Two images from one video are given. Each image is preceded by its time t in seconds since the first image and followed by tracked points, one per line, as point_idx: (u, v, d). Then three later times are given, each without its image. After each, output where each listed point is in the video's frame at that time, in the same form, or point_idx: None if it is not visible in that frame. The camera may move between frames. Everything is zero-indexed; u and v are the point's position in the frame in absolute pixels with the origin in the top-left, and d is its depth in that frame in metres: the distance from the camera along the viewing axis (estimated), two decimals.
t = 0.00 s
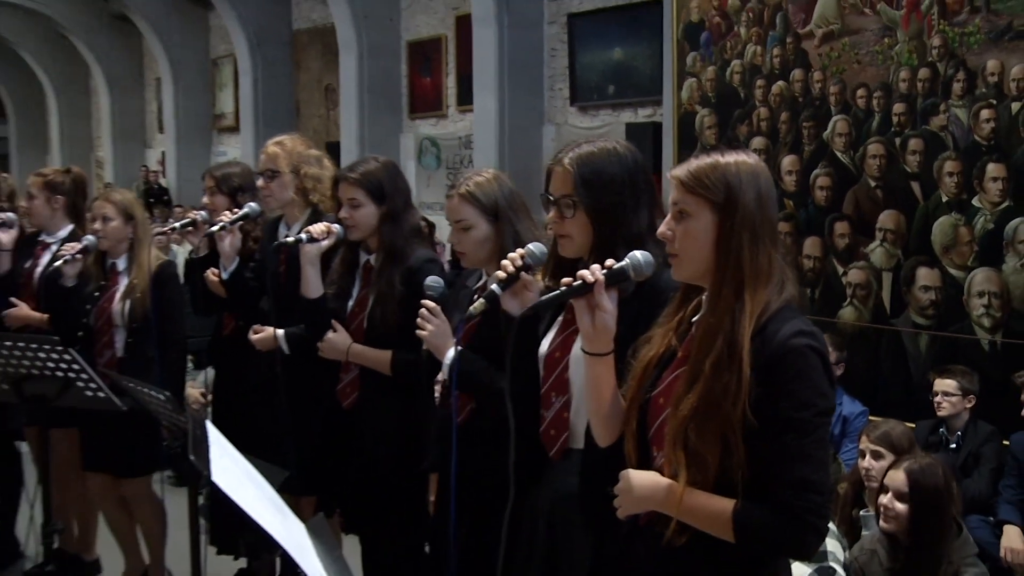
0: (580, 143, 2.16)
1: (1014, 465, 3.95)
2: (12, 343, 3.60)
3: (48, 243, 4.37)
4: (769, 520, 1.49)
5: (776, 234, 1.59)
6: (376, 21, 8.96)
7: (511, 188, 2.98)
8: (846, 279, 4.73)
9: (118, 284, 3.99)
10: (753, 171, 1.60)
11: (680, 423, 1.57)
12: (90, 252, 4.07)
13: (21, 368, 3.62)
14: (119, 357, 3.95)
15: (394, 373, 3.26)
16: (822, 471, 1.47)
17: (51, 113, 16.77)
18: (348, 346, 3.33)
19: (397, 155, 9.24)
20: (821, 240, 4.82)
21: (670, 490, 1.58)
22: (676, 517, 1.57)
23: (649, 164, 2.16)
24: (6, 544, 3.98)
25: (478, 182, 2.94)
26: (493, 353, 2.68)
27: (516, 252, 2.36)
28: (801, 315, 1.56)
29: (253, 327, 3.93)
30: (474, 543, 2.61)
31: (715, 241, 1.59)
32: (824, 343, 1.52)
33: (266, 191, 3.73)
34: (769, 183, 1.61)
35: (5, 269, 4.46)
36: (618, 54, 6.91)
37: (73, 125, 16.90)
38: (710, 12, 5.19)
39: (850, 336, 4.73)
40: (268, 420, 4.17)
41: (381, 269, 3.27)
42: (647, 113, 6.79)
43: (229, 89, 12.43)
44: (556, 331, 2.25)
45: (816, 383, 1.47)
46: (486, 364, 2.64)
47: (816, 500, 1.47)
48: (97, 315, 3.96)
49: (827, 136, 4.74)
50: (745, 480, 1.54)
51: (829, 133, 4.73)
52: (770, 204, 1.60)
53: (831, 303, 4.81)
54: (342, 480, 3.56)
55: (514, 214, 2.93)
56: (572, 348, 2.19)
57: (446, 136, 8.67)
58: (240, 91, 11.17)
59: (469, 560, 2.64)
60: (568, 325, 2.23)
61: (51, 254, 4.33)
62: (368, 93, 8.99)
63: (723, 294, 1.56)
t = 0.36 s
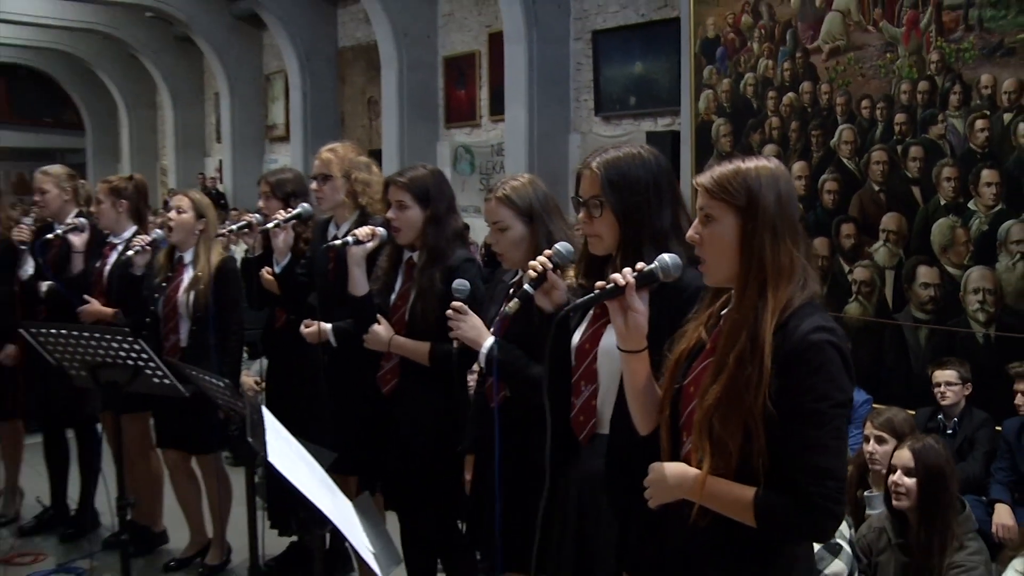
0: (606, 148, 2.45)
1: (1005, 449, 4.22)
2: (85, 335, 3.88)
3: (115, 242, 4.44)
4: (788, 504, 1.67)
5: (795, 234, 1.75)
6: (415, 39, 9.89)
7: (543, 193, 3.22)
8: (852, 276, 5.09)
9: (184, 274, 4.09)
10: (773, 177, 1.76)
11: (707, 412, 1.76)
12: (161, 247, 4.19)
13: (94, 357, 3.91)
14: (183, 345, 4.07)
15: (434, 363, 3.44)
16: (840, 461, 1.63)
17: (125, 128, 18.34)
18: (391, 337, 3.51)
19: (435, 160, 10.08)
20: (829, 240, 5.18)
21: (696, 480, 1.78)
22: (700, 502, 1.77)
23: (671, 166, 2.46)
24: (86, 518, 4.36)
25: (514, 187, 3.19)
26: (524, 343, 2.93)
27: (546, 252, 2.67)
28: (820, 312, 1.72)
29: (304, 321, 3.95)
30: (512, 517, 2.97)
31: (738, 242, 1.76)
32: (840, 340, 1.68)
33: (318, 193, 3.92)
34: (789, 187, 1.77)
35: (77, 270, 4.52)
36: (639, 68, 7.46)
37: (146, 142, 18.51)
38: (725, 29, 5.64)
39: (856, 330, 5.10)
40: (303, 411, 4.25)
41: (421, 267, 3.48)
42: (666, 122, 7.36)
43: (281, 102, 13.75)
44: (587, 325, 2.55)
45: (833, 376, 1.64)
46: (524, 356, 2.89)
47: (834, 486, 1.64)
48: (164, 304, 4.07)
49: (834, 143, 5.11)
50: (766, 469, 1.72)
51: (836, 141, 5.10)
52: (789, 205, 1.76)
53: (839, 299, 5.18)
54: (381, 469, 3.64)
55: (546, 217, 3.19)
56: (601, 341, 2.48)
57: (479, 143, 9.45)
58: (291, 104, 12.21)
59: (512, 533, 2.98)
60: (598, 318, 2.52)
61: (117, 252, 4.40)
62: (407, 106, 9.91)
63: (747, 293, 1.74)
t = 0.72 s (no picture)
0: (633, 156, 2.63)
1: (1017, 445, 4.30)
2: (135, 333, 3.94)
3: (161, 246, 4.63)
4: (803, 497, 1.80)
5: (819, 237, 1.89)
6: (447, 52, 10.18)
7: (569, 198, 3.30)
8: (868, 279, 5.27)
9: (226, 282, 4.26)
10: (799, 181, 1.90)
11: (732, 409, 1.90)
12: (204, 254, 4.38)
13: (143, 355, 3.96)
14: (230, 347, 4.24)
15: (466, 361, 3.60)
16: (852, 457, 1.76)
17: (173, 139, 19.12)
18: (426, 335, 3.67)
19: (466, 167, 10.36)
20: (847, 245, 5.38)
21: (720, 474, 1.93)
22: (722, 494, 1.92)
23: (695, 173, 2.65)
24: (138, 509, 4.61)
25: (540, 191, 3.28)
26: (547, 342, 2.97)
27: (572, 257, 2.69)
28: (841, 313, 1.85)
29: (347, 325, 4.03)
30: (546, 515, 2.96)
31: (766, 243, 1.91)
32: (858, 340, 1.80)
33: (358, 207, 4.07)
34: (815, 191, 1.91)
35: (127, 275, 4.72)
36: (662, 79, 7.67)
37: (193, 153, 19.34)
38: (745, 41, 5.88)
39: (873, 331, 5.28)
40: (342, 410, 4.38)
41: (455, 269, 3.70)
42: (688, 132, 7.56)
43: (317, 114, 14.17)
44: (617, 325, 2.68)
45: (847, 374, 1.76)
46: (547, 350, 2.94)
47: (848, 482, 1.77)
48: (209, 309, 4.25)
49: (851, 151, 5.30)
50: (784, 466, 1.85)
51: (852, 148, 5.29)
52: (816, 209, 1.89)
53: (857, 301, 5.36)
54: (416, 462, 3.81)
55: (571, 221, 3.27)
56: (625, 339, 2.61)
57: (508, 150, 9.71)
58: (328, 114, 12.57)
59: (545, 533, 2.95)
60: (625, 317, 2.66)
61: (163, 257, 4.59)
62: (439, 116, 10.20)
63: (772, 293, 1.88)
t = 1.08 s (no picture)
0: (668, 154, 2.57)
1: None
2: (168, 330, 3.95)
3: (199, 244, 4.65)
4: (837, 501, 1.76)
5: (858, 236, 1.85)
6: (477, 50, 10.19)
7: (597, 197, 3.08)
8: (903, 278, 5.22)
9: (259, 282, 4.28)
10: (838, 180, 1.86)
11: (766, 410, 1.87)
12: (236, 255, 4.39)
13: (178, 351, 3.98)
14: (262, 346, 4.26)
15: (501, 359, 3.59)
16: (887, 459, 1.73)
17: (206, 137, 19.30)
18: (462, 331, 3.65)
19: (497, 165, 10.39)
20: (882, 244, 5.33)
21: (753, 474, 1.89)
22: (755, 494, 1.89)
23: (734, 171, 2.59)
24: (171, 503, 4.65)
25: (569, 188, 3.06)
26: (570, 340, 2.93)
27: (609, 255, 2.65)
28: (880, 314, 1.81)
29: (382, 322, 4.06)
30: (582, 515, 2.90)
31: (803, 243, 1.87)
32: (896, 342, 1.76)
33: (392, 204, 4.04)
34: (855, 189, 1.86)
35: (165, 271, 4.74)
36: (694, 78, 7.64)
37: (225, 150, 19.49)
38: (779, 39, 5.85)
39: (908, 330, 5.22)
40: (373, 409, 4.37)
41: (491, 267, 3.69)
42: (720, 130, 7.52)
43: (349, 112, 14.25)
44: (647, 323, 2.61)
45: (882, 376, 1.72)
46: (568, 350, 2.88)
47: (882, 484, 1.73)
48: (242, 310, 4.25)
49: (886, 149, 5.27)
50: (818, 468, 1.81)
51: (887, 147, 5.25)
52: (855, 208, 1.85)
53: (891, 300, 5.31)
54: (453, 458, 3.82)
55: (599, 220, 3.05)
56: (654, 335, 2.48)
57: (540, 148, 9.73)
58: (360, 113, 12.63)
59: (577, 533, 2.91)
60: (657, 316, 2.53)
61: (200, 254, 4.61)
62: (471, 113, 10.19)
63: (808, 293, 1.85)
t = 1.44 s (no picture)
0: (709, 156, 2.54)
1: None
2: (211, 333, 3.97)
3: (240, 246, 4.65)
4: (877, 505, 1.72)
5: (899, 240, 1.82)
6: (512, 53, 10.20)
7: (631, 200, 3.01)
8: (941, 282, 5.14)
9: (295, 282, 4.31)
10: (879, 182, 1.83)
11: (805, 415, 1.85)
12: (273, 252, 4.42)
13: (218, 353, 4.00)
14: (298, 346, 4.31)
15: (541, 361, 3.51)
16: (926, 461, 1.68)
17: (241, 140, 19.47)
18: (500, 335, 3.60)
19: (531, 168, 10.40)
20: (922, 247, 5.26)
21: (792, 479, 1.88)
22: (794, 498, 1.88)
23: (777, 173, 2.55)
24: (209, 504, 4.68)
25: (602, 190, 2.99)
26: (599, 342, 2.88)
27: (650, 255, 2.59)
28: (920, 315, 1.77)
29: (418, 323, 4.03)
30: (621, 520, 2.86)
31: (842, 246, 1.85)
32: (935, 343, 1.72)
33: (427, 204, 4.01)
34: (897, 193, 1.84)
35: (207, 272, 4.76)
36: (729, 80, 7.61)
37: (260, 152, 19.64)
38: (816, 41, 5.81)
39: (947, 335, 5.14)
40: (407, 410, 4.32)
41: (529, 270, 3.69)
42: (755, 132, 7.48)
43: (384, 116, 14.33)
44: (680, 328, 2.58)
45: (919, 376, 1.68)
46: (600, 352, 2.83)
47: (920, 486, 1.68)
48: (279, 309, 4.31)
49: (925, 152, 5.22)
50: (858, 471, 1.78)
51: (926, 149, 5.21)
52: (895, 211, 1.83)
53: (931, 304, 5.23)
54: (492, 462, 3.81)
55: (631, 223, 2.98)
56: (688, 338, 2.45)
57: (574, 150, 9.74)
58: (395, 117, 12.69)
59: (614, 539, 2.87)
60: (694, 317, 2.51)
61: (243, 256, 4.59)
62: (505, 116, 10.20)
63: (847, 296, 1.83)
